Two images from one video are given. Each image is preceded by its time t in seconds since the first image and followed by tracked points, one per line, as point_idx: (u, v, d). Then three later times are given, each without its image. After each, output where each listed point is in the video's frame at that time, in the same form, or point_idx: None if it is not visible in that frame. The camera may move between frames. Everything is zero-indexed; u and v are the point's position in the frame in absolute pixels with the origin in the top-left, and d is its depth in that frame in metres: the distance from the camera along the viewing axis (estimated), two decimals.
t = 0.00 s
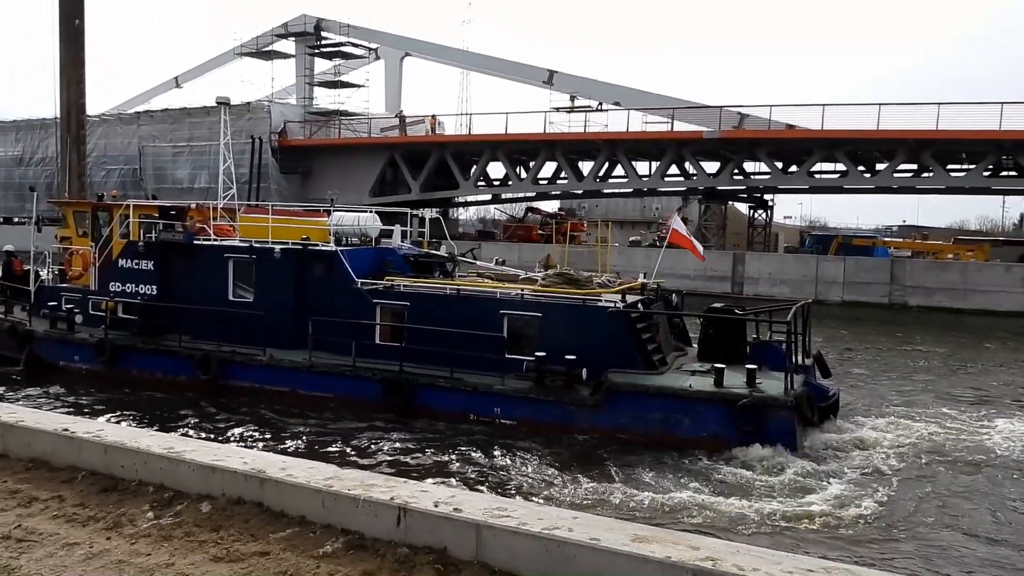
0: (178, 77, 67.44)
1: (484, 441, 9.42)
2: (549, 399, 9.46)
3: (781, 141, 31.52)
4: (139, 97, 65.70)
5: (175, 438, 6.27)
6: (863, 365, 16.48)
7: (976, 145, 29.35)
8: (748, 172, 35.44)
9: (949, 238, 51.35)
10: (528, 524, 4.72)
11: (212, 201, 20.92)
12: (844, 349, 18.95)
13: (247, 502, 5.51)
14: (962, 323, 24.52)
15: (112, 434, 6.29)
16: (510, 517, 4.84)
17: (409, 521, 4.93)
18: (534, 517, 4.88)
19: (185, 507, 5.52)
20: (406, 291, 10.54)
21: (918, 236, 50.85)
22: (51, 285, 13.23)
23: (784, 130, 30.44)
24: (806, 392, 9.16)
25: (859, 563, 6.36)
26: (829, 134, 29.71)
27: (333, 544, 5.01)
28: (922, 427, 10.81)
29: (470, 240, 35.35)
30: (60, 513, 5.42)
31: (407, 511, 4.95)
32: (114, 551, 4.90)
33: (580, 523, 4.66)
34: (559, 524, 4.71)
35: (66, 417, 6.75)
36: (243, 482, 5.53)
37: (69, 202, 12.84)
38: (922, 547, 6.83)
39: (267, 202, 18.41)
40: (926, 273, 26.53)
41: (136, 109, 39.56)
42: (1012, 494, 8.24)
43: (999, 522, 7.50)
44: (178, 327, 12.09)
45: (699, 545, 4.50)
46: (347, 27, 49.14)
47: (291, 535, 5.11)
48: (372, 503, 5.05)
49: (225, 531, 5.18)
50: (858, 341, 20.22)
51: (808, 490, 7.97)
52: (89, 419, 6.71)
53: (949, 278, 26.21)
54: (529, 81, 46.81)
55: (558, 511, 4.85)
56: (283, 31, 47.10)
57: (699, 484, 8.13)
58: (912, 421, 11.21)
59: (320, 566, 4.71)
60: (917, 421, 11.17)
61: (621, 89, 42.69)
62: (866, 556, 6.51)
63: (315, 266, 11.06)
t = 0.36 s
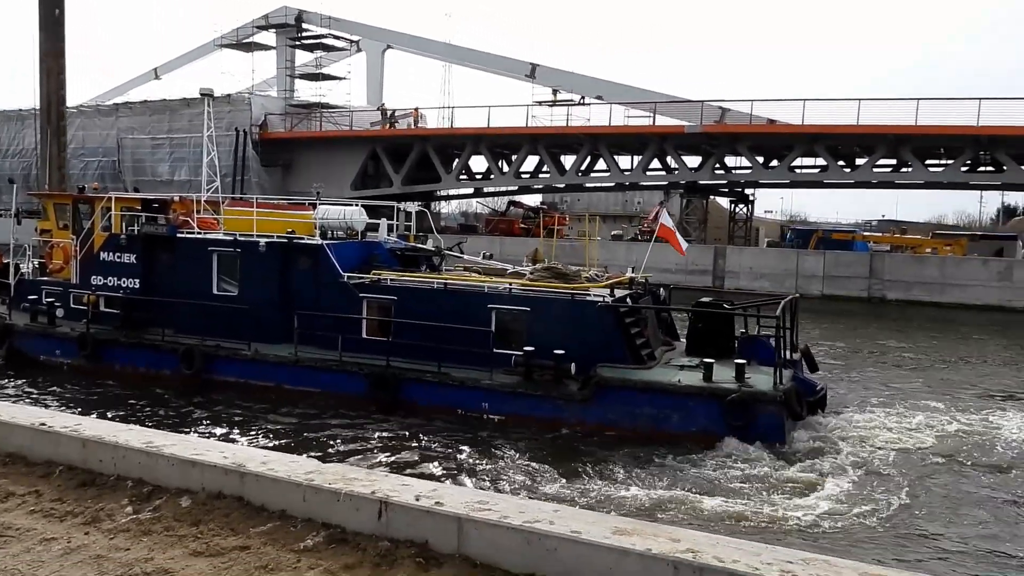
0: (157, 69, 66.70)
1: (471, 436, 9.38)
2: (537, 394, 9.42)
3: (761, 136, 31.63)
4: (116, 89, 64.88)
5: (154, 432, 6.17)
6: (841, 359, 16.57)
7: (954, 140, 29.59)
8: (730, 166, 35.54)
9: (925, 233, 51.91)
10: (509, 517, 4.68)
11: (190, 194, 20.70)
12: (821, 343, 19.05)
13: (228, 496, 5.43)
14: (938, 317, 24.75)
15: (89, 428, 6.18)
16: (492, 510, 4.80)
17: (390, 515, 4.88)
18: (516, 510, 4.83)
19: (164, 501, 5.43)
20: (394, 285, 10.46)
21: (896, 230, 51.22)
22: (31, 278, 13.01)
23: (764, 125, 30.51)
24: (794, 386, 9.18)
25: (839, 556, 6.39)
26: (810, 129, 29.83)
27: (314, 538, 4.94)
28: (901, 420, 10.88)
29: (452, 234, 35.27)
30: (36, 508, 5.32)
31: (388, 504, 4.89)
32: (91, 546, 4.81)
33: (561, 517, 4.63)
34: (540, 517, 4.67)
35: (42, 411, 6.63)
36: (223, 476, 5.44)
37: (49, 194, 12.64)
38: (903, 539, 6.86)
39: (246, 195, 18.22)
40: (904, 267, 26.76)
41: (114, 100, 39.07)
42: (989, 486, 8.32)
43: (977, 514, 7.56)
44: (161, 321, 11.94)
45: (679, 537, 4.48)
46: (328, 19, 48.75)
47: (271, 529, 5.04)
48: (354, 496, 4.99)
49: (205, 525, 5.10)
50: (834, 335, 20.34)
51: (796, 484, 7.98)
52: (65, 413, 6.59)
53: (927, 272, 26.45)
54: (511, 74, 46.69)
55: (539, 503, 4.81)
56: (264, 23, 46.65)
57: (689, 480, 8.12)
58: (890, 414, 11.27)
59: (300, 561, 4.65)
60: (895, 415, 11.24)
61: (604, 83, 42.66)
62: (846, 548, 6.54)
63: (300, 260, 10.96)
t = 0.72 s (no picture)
0: (135, 61, 65.92)
1: (458, 431, 9.33)
2: (525, 389, 9.39)
3: (743, 131, 31.71)
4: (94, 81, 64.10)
5: (134, 427, 6.08)
6: (819, 353, 16.65)
7: (933, 135, 29.81)
8: (711, 160, 35.62)
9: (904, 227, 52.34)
10: (492, 510, 4.64)
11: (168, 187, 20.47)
12: (800, 337, 19.14)
13: (208, 491, 5.35)
14: (916, 310, 24.98)
15: (68, 423, 6.08)
16: (474, 504, 4.76)
17: (372, 509, 4.83)
18: (499, 503, 4.80)
19: (143, 496, 5.35)
20: (381, 279, 10.39)
21: (875, 224, 51.62)
22: (12, 272, 12.83)
23: (746, 119, 30.57)
24: (784, 381, 9.20)
25: (821, 548, 6.42)
26: (791, 124, 29.96)
27: (295, 532, 4.88)
28: (881, 414, 10.95)
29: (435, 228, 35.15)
30: (13, 504, 5.23)
31: (370, 499, 4.84)
32: (69, 541, 4.73)
33: (543, 511, 4.60)
34: (522, 511, 4.64)
35: (19, 406, 6.53)
36: (204, 471, 5.37)
37: (31, 186, 12.45)
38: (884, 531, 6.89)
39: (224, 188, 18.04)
40: (884, 261, 26.96)
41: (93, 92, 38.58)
42: (968, 478, 8.39)
43: (957, 507, 7.61)
44: (145, 315, 11.80)
45: (661, 529, 4.46)
46: (310, 11, 48.37)
47: (252, 523, 4.97)
48: (335, 491, 4.93)
49: (186, 520, 5.03)
50: (813, 328, 20.46)
51: (785, 479, 8.01)
52: (42, 408, 6.49)
53: (906, 266, 26.66)
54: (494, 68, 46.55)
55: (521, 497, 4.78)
56: (244, 15, 46.23)
57: (679, 475, 8.13)
58: (870, 408, 11.34)
59: (282, 556, 4.58)
60: (875, 408, 11.30)
61: (587, 77, 42.63)
62: (829, 542, 6.57)
63: (287, 255, 10.86)
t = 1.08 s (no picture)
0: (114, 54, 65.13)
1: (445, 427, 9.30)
2: (513, 385, 9.37)
3: (725, 126, 31.76)
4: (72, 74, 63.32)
5: (114, 423, 6.00)
6: (801, 348, 16.72)
7: (912, 132, 30.00)
8: (694, 156, 35.68)
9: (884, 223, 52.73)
10: (474, 505, 4.61)
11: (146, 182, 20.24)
12: (779, 333, 19.24)
13: (189, 486, 5.28)
14: (896, 305, 25.17)
15: (46, 419, 5.99)
16: (457, 499, 4.72)
17: (355, 505, 4.79)
18: (482, 498, 4.77)
19: (124, 492, 5.28)
20: (369, 275, 10.32)
21: (856, 220, 51.96)
22: None
23: (728, 115, 30.62)
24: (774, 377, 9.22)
25: (803, 542, 6.46)
26: (772, 120, 30.06)
27: (277, 528, 4.83)
28: (864, 409, 11.00)
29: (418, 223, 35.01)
30: None
31: (353, 494, 4.80)
32: (48, 538, 4.65)
33: (525, 506, 4.58)
34: (504, 506, 4.61)
35: None
36: (185, 466, 5.30)
37: (12, 179, 12.28)
38: (865, 525, 6.93)
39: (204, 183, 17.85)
40: (864, 257, 27.15)
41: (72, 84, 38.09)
42: (949, 473, 8.44)
43: (937, 501, 7.66)
44: (129, 311, 11.66)
45: (643, 524, 4.45)
46: (291, 4, 47.98)
47: (234, 519, 4.91)
48: (318, 486, 4.88)
49: (167, 515, 4.96)
50: (793, 324, 20.56)
51: (776, 475, 8.04)
52: (20, 403, 6.39)
53: (886, 261, 26.86)
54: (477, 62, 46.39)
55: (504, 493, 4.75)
56: (226, 7, 45.79)
57: (669, 470, 8.14)
58: (851, 403, 11.40)
59: (263, 551, 4.53)
60: (856, 404, 11.36)
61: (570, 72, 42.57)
62: (812, 536, 6.60)
63: (274, 250, 10.77)
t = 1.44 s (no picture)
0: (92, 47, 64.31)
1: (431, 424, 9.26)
2: (501, 381, 9.35)
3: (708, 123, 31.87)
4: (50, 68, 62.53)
5: (94, 419, 5.92)
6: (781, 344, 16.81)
7: (891, 129, 30.24)
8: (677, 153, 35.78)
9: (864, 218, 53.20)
10: (457, 501, 4.60)
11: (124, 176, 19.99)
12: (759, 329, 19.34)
13: (171, 483, 5.23)
14: (874, 301, 25.41)
15: (25, 415, 5.90)
16: (439, 495, 4.70)
17: (337, 501, 4.75)
18: (464, 494, 4.75)
19: (103, 489, 5.21)
20: (357, 271, 10.26)
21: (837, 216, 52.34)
22: None
23: (710, 112, 30.72)
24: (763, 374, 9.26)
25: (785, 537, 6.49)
26: (754, 118, 30.19)
27: (258, 524, 4.78)
28: (845, 406, 11.08)
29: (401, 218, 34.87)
30: None
31: (335, 490, 4.77)
32: (26, 535, 4.58)
33: (508, 502, 4.56)
34: (486, 502, 4.59)
35: None
36: (166, 463, 5.24)
37: None
38: (846, 520, 6.98)
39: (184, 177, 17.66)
40: (845, 254, 27.37)
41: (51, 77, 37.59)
42: (927, 468, 8.52)
43: (915, 496, 7.73)
44: (113, 307, 11.52)
45: (626, 518, 4.45)
46: None
47: (215, 515, 4.86)
48: (300, 482, 4.85)
49: (148, 512, 4.91)
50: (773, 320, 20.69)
51: (764, 472, 8.08)
52: None
53: (867, 258, 27.08)
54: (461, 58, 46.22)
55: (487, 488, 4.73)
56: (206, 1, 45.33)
57: (658, 468, 8.16)
58: (832, 400, 11.47)
59: (245, 548, 4.48)
60: (837, 400, 11.43)
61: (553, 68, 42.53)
62: (795, 531, 6.64)
63: (261, 246, 10.69)
